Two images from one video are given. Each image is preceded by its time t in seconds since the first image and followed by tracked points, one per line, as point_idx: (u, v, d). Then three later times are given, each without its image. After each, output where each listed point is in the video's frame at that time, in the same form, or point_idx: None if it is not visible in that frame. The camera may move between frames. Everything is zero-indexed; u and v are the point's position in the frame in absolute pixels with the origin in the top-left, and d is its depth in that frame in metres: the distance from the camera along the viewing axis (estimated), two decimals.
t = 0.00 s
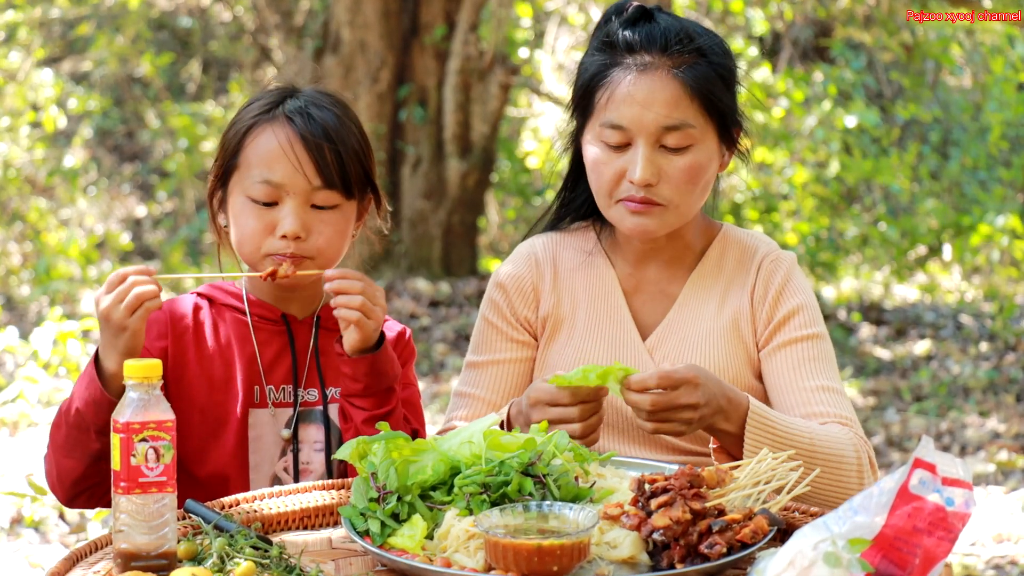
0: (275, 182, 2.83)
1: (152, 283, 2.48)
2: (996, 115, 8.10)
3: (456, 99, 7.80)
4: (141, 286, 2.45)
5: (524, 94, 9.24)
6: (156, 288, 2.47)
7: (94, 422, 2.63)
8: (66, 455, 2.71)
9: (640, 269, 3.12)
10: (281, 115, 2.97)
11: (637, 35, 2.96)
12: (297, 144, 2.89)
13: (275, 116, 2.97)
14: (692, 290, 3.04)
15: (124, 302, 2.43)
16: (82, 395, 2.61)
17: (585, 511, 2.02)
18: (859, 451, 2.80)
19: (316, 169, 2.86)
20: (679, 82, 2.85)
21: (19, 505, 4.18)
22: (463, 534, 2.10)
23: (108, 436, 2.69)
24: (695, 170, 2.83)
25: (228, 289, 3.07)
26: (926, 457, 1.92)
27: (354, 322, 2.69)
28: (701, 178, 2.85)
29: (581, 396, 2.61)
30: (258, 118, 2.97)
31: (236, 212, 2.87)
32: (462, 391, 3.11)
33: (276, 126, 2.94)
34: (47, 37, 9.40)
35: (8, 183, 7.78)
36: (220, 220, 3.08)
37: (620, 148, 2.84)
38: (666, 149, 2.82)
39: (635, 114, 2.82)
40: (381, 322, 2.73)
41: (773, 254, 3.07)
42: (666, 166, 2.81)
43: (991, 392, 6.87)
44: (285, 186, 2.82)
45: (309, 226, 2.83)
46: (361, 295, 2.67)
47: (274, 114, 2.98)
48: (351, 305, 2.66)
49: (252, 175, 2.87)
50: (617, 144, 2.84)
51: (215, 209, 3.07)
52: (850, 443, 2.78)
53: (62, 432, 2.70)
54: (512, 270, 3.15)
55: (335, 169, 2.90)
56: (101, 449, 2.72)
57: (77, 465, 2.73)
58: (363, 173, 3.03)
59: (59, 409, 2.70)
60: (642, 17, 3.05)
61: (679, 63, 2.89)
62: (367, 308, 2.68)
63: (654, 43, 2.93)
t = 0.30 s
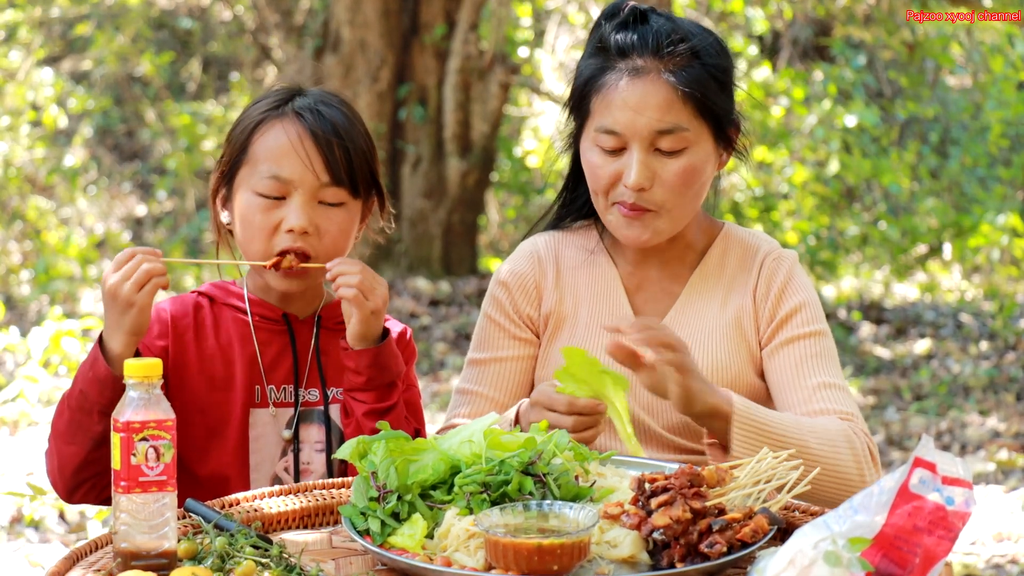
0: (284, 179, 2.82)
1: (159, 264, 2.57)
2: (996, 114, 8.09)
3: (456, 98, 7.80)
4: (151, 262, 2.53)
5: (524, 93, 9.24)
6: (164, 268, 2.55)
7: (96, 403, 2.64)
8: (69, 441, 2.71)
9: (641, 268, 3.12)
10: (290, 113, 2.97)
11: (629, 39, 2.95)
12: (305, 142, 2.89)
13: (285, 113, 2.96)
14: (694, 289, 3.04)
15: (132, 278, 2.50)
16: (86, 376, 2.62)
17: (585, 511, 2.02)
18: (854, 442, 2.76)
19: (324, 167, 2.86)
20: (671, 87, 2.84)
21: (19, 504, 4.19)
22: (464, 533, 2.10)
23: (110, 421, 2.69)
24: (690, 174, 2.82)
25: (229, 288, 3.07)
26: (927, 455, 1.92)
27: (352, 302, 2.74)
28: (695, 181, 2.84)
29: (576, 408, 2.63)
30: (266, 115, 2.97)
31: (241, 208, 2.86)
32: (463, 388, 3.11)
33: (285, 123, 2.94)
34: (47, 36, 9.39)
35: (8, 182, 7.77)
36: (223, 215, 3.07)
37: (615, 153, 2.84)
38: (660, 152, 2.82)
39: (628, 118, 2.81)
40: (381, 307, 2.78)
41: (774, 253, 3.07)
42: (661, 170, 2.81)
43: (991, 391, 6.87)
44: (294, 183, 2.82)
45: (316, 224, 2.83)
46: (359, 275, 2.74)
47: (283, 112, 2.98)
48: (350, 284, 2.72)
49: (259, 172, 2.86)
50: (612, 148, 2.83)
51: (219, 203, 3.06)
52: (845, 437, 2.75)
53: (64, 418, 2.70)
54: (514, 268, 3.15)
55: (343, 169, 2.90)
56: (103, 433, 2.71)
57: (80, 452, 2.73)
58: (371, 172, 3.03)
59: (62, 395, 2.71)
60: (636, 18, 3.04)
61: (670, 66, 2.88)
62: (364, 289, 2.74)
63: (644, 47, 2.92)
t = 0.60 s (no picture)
0: (287, 186, 2.82)
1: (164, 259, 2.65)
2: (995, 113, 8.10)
3: (456, 98, 7.81)
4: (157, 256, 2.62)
5: (524, 93, 9.25)
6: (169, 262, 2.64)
7: (103, 399, 2.65)
8: (74, 439, 2.71)
9: (640, 267, 3.12)
10: (297, 117, 2.97)
11: (622, 42, 2.95)
12: (310, 147, 2.89)
13: (292, 118, 2.96)
14: (693, 288, 3.04)
15: (138, 272, 2.57)
16: (93, 371, 2.64)
17: (585, 510, 2.02)
18: (861, 454, 2.77)
19: (330, 175, 2.86)
20: (667, 88, 2.83)
21: (19, 503, 4.20)
22: (464, 533, 2.10)
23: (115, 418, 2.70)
24: (687, 175, 2.82)
25: (229, 287, 3.07)
26: (927, 455, 1.92)
27: (353, 298, 2.79)
28: (693, 183, 2.84)
29: (549, 402, 2.63)
30: (273, 120, 2.96)
31: (244, 212, 2.87)
32: (463, 387, 3.11)
33: (292, 129, 2.94)
34: (47, 35, 9.39)
35: (8, 182, 7.77)
36: (227, 213, 3.06)
37: (611, 156, 2.84)
38: (656, 155, 2.82)
39: (622, 122, 2.82)
40: (381, 304, 2.82)
41: (774, 252, 3.07)
42: (657, 173, 2.81)
43: (991, 390, 6.87)
44: (297, 190, 2.82)
45: (317, 231, 2.84)
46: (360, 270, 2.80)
47: (291, 116, 2.98)
48: (350, 279, 2.78)
49: (264, 177, 2.86)
50: (607, 151, 2.83)
51: (222, 202, 3.06)
52: (850, 448, 2.76)
53: (69, 417, 2.71)
54: (512, 266, 3.14)
55: (348, 175, 2.90)
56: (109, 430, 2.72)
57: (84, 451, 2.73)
58: (377, 178, 3.03)
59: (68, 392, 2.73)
60: (630, 21, 3.04)
61: (664, 68, 2.88)
62: (365, 285, 2.80)
63: (640, 49, 2.91)
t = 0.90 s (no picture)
0: (298, 186, 2.82)
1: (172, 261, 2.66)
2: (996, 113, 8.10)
3: (456, 97, 7.81)
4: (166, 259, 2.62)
5: (524, 93, 9.25)
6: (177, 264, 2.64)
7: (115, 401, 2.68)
8: (84, 442, 2.72)
9: (640, 266, 3.11)
10: (301, 117, 2.97)
11: (621, 44, 2.95)
12: (318, 147, 2.89)
13: (295, 118, 2.96)
14: (693, 288, 3.04)
15: (149, 275, 2.59)
16: (105, 373, 2.65)
17: (585, 510, 2.02)
18: (860, 452, 2.78)
19: (339, 175, 2.86)
20: (668, 90, 2.83)
21: (19, 504, 4.19)
22: (464, 532, 2.10)
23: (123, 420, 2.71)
24: (690, 176, 2.82)
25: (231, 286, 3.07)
26: (927, 454, 1.92)
27: (361, 295, 2.85)
28: (695, 182, 2.85)
29: (574, 393, 2.61)
30: (279, 122, 2.95)
31: (253, 213, 2.86)
32: (463, 384, 3.11)
33: (299, 129, 2.93)
34: (47, 34, 9.39)
35: (8, 182, 7.77)
36: (229, 214, 3.05)
37: (613, 158, 2.83)
38: (658, 156, 2.81)
39: (625, 124, 2.81)
40: (389, 302, 2.89)
41: (773, 250, 3.07)
42: (660, 174, 2.81)
43: (991, 390, 6.87)
44: (308, 191, 2.82)
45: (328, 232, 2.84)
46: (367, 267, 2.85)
47: (295, 116, 2.97)
48: (358, 275, 2.83)
49: (271, 178, 2.86)
50: (608, 153, 2.83)
51: (224, 204, 3.05)
52: (850, 445, 2.77)
53: (79, 420, 2.71)
54: (513, 265, 3.15)
55: (357, 175, 2.90)
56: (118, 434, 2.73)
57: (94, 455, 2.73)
58: (381, 177, 3.04)
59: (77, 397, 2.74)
60: (627, 22, 3.04)
61: (664, 69, 2.87)
62: (372, 282, 2.86)
63: (640, 51, 2.91)
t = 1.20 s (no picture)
0: (324, 187, 2.83)
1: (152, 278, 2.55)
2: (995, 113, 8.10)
3: (456, 97, 7.82)
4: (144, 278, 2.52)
5: (524, 93, 9.26)
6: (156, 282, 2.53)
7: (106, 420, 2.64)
8: (81, 460, 2.71)
9: (639, 266, 3.11)
10: (320, 117, 2.97)
11: (621, 47, 2.94)
12: (343, 148, 2.90)
13: (312, 117, 2.96)
14: (692, 288, 3.04)
15: (127, 297, 2.48)
16: (93, 396, 2.61)
17: (585, 510, 2.01)
18: (861, 451, 2.78)
19: (361, 175, 2.87)
20: (669, 93, 2.83)
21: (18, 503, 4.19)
22: (463, 533, 2.09)
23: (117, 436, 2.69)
24: (690, 178, 2.83)
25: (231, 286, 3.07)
26: (927, 455, 1.92)
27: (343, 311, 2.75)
28: (695, 184, 2.85)
29: (575, 392, 2.60)
30: (300, 121, 2.95)
31: (273, 212, 2.86)
32: (463, 386, 3.11)
33: (321, 128, 2.93)
34: (47, 34, 9.39)
35: (8, 182, 7.77)
36: (237, 217, 3.04)
37: (614, 160, 2.84)
38: (658, 158, 2.81)
39: (626, 126, 2.81)
40: (372, 315, 2.79)
41: (773, 250, 3.07)
42: (660, 176, 2.81)
43: (991, 390, 6.87)
44: (335, 192, 2.82)
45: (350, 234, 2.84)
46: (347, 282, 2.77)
47: (314, 116, 2.97)
48: (338, 292, 2.74)
49: (296, 178, 2.86)
50: (609, 156, 2.83)
51: (233, 206, 3.02)
52: (850, 443, 2.77)
53: (74, 438, 2.70)
54: (512, 266, 3.15)
55: (375, 175, 2.91)
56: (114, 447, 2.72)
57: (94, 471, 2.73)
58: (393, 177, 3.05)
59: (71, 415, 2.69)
60: (626, 24, 3.04)
61: (663, 72, 2.87)
62: (354, 298, 2.76)
63: (641, 54, 2.91)
